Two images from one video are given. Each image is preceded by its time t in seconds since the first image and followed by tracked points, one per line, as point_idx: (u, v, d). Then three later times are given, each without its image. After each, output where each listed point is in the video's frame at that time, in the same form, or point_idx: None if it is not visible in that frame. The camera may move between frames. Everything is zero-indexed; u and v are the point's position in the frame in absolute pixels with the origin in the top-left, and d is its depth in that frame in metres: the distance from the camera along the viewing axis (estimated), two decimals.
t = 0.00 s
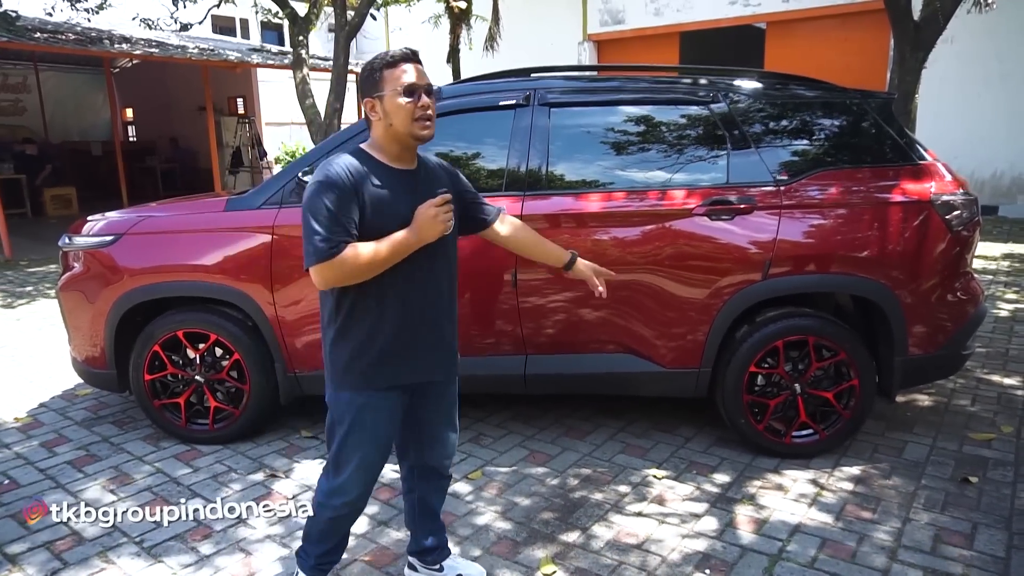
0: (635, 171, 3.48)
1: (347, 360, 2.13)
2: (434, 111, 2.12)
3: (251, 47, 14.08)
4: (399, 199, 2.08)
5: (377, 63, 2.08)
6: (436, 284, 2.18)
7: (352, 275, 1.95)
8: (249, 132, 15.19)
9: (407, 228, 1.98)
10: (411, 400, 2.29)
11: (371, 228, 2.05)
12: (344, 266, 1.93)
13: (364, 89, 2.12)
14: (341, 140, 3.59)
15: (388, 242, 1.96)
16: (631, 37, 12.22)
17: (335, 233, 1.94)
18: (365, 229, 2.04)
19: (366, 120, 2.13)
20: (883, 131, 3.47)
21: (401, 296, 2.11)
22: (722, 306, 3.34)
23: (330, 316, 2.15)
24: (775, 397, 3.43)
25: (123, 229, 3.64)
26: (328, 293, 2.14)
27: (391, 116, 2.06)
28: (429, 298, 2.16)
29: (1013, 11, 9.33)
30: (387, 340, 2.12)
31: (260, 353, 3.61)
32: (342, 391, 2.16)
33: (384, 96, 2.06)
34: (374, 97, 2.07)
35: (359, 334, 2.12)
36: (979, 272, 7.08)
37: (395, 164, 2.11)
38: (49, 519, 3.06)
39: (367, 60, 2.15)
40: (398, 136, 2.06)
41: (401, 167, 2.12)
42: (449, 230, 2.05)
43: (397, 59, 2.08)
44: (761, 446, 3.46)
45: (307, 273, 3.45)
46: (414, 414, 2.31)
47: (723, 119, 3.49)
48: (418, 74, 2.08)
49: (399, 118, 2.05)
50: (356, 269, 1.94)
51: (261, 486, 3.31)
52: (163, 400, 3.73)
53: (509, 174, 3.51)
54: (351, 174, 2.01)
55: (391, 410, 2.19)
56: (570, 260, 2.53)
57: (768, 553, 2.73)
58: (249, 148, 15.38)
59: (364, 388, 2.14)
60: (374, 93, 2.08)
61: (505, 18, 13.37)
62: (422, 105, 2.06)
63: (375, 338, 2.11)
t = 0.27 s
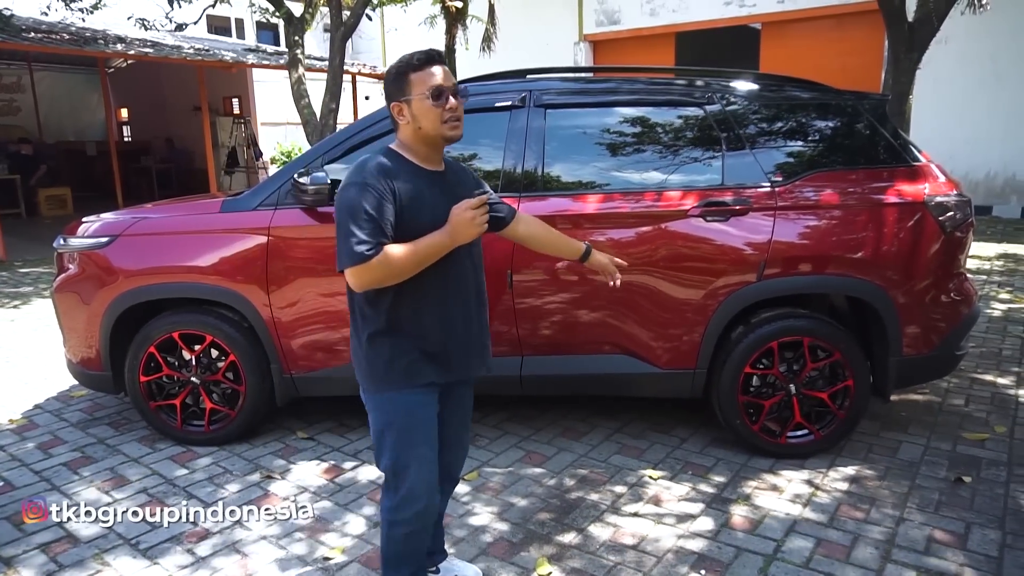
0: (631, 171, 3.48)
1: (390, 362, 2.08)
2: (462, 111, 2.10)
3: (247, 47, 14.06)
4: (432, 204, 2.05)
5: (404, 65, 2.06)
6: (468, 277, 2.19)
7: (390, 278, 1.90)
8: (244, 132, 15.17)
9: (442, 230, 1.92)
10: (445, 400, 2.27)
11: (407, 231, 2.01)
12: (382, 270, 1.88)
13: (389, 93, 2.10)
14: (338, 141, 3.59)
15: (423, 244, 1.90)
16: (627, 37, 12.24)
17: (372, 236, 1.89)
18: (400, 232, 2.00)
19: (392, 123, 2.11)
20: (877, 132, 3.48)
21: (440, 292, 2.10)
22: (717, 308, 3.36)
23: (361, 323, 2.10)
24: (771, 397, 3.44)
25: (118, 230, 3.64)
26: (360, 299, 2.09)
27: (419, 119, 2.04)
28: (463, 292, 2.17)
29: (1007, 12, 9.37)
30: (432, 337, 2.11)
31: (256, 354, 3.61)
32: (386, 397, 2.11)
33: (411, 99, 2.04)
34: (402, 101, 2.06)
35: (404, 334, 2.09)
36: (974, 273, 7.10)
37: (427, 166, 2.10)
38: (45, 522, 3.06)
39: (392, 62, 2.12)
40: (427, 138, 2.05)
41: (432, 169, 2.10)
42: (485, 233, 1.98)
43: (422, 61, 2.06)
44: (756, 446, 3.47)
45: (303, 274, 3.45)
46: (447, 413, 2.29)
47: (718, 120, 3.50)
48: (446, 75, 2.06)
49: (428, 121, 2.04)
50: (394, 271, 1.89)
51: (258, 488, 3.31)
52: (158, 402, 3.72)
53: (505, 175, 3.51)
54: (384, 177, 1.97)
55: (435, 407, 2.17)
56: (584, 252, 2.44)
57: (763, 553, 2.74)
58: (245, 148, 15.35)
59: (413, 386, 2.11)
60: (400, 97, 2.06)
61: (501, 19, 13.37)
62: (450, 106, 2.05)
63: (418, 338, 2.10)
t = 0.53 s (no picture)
0: (629, 173, 3.49)
1: (430, 378, 1.99)
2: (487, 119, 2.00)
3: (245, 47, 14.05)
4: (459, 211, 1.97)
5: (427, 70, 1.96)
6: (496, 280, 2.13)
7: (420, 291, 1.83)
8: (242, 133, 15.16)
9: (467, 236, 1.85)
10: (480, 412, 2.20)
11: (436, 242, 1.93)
12: (412, 283, 1.80)
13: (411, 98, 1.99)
14: (336, 142, 3.60)
15: (452, 253, 1.82)
16: (625, 38, 12.25)
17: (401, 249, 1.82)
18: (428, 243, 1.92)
19: (414, 130, 2.01)
20: (874, 133, 3.49)
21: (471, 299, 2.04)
22: (714, 309, 3.36)
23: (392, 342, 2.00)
24: (768, 398, 3.45)
25: (116, 232, 3.64)
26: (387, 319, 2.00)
27: (444, 127, 1.95)
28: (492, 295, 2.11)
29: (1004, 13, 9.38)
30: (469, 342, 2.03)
31: (254, 355, 3.61)
32: (428, 414, 2.01)
33: (436, 106, 1.94)
34: (426, 107, 1.95)
35: (441, 348, 2.00)
36: (971, 273, 7.11)
37: (449, 175, 2.01)
38: (43, 523, 3.06)
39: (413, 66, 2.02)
40: (452, 147, 1.96)
41: (456, 177, 2.02)
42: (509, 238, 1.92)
43: (447, 66, 1.96)
44: (754, 447, 3.48)
45: (301, 275, 3.46)
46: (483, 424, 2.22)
47: (715, 122, 3.51)
48: (472, 81, 1.96)
49: (453, 129, 1.94)
50: (425, 284, 1.81)
51: (256, 489, 3.31)
52: (156, 403, 3.72)
53: (503, 176, 3.52)
54: (408, 187, 1.90)
55: (475, 419, 2.10)
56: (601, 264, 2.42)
57: (761, 553, 2.75)
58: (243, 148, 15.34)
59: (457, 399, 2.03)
60: (423, 103, 1.96)
61: (499, 19, 13.38)
62: (477, 115, 1.95)
63: (455, 344, 2.02)
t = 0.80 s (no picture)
0: (628, 174, 3.49)
1: (459, 392, 1.97)
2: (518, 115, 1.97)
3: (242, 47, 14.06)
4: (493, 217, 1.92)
5: (455, 67, 1.93)
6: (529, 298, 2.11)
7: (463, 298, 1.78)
8: (241, 133, 15.16)
9: (507, 240, 1.82)
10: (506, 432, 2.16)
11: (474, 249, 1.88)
12: (457, 291, 1.75)
13: (439, 97, 1.96)
14: (335, 143, 3.60)
15: (496, 258, 1.79)
16: (624, 38, 12.26)
17: (441, 256, 1.76)
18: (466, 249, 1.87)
19: (442, 129, 1.98)
20: (872, 135, 3.50)
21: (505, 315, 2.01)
22: (712, 309, 3.37)
23: (422, 353, 1.97)
24: (766, 399, 3.46)
25: (115, 232, 3.64)
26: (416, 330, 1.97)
27: (475, 124, 1.91)
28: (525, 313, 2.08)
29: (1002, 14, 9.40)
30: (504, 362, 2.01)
31: (253, 355, 3.61)
32: (454, 428, 1.99)
33: (466, 103, 1.91)
34: (455, 105, 1.92)
35: (471, 365, 1.97)
36: (969, 273, 7.12)
37: (480, 175, 1.97)
38: (42, 524, 3.06)
39: (438, 63, 1.99)
40: (484, 145, 1.93)
41: (487, 177, 1.98)
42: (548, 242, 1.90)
43: (477, 62, 1.93)
44: (752, 447, 3.49)
45: (300, 276, 3.46)
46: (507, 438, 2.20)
47: (714, 123, 3.51)
48: (502, 76, 1.93)
49: (485, 127, 1.91)
50: (472, 290, 1.77)
51: (255, 490, 3.32)
52: (155, 403, 3.73)
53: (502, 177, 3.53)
54: (445, 190, 1.84)
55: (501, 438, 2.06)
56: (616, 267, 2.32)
57: (758, 553, 2.76)
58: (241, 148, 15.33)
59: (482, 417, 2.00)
60: (453, 100, 1.92)
61: (498, 19, 13.38)
62: (508, 111, 1.92)
63: (489, 362, 1.99)
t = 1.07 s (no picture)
0: (627, 174, 3.50)
1: (474, 402, 1.93)
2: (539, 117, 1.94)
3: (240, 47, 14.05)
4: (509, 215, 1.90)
5: (478, 64, 1.89)
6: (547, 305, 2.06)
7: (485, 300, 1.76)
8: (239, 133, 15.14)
9: (529, 240, 1.79)
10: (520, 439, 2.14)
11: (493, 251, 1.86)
12: (479, 293, 1.73)
13: (460, 94, 1.92)
14: (334, 143, 3.60)
15: (519, 258, 1.77)
16: (622, 38, 12.26)
17: (459, 259, 1.74)
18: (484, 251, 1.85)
19: (461, 127, 1.94)
20: (870, 135, 3.50)
21: (523, 327, 1.96)
22: (711, 309, 3.38)
23: (439, 361, 1.93)
24: (764, 399, 3.46)
25: (114, 233, 3.64)
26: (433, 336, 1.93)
27: (496, 125, 1.88)
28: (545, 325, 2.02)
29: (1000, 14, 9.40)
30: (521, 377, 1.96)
31: (252, 356, 3.61)
32: (467, 437, 1.97)
33: (488, 103, 1.88)
34: (476, 104, 1.89)
35: (487, 374, 1.93)
36: (967, 273, 7.13)
37: (498, 176, 1.94)
38: (40, 525, 3.06)
39: (460, 58, 1.95)
40: (503, 147, 1.90)
41: (504, 177, 1.95)
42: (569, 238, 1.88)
43: (502, 60, 1.89)
44: (750, 447, 3.49)
45: (299, 276, 3.46)
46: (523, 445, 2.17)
47: (712, 123, 3.52)
48: (526, 76, 1.89)
49: (506, 128, 1.87)
50: (494, 293, 1.75)
51: (254, 490, 3.31)
52: (154, 404, 3.72)
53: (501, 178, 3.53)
54: (463, 190, 1.81)
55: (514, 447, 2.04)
56: (630, 273, 2.28)
57: (757, 553, 2.76)
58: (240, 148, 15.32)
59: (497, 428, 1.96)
60: (475, 99, 1.89)
61: (496, 19, 13.37)
62: (531, 113, 1.88)
63: (506, 376, 1.94)
